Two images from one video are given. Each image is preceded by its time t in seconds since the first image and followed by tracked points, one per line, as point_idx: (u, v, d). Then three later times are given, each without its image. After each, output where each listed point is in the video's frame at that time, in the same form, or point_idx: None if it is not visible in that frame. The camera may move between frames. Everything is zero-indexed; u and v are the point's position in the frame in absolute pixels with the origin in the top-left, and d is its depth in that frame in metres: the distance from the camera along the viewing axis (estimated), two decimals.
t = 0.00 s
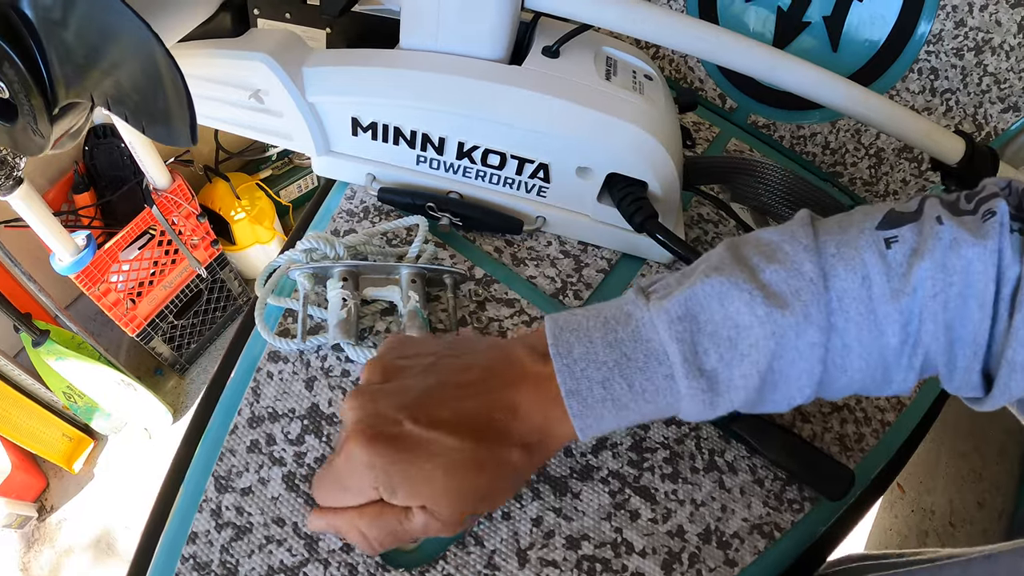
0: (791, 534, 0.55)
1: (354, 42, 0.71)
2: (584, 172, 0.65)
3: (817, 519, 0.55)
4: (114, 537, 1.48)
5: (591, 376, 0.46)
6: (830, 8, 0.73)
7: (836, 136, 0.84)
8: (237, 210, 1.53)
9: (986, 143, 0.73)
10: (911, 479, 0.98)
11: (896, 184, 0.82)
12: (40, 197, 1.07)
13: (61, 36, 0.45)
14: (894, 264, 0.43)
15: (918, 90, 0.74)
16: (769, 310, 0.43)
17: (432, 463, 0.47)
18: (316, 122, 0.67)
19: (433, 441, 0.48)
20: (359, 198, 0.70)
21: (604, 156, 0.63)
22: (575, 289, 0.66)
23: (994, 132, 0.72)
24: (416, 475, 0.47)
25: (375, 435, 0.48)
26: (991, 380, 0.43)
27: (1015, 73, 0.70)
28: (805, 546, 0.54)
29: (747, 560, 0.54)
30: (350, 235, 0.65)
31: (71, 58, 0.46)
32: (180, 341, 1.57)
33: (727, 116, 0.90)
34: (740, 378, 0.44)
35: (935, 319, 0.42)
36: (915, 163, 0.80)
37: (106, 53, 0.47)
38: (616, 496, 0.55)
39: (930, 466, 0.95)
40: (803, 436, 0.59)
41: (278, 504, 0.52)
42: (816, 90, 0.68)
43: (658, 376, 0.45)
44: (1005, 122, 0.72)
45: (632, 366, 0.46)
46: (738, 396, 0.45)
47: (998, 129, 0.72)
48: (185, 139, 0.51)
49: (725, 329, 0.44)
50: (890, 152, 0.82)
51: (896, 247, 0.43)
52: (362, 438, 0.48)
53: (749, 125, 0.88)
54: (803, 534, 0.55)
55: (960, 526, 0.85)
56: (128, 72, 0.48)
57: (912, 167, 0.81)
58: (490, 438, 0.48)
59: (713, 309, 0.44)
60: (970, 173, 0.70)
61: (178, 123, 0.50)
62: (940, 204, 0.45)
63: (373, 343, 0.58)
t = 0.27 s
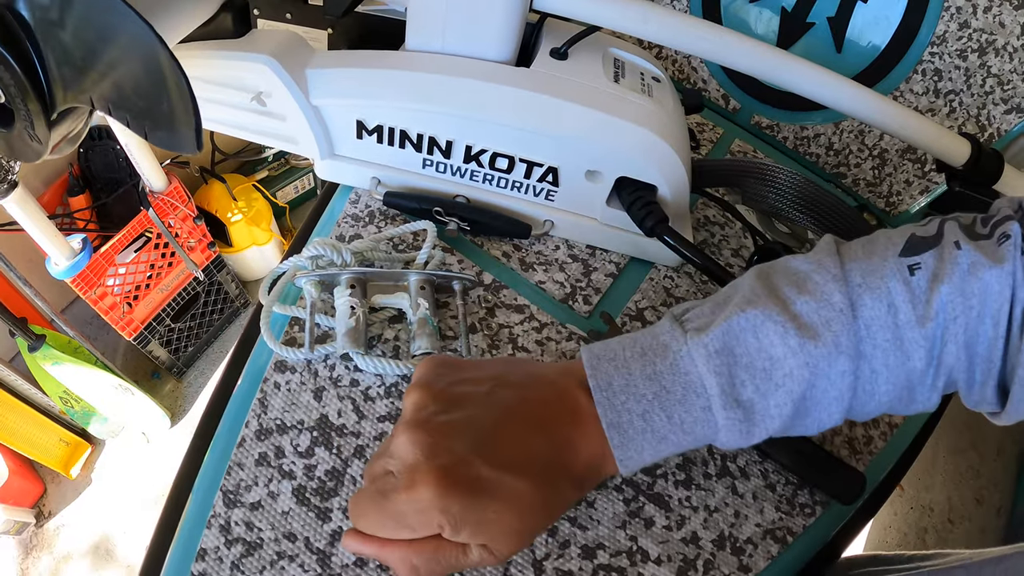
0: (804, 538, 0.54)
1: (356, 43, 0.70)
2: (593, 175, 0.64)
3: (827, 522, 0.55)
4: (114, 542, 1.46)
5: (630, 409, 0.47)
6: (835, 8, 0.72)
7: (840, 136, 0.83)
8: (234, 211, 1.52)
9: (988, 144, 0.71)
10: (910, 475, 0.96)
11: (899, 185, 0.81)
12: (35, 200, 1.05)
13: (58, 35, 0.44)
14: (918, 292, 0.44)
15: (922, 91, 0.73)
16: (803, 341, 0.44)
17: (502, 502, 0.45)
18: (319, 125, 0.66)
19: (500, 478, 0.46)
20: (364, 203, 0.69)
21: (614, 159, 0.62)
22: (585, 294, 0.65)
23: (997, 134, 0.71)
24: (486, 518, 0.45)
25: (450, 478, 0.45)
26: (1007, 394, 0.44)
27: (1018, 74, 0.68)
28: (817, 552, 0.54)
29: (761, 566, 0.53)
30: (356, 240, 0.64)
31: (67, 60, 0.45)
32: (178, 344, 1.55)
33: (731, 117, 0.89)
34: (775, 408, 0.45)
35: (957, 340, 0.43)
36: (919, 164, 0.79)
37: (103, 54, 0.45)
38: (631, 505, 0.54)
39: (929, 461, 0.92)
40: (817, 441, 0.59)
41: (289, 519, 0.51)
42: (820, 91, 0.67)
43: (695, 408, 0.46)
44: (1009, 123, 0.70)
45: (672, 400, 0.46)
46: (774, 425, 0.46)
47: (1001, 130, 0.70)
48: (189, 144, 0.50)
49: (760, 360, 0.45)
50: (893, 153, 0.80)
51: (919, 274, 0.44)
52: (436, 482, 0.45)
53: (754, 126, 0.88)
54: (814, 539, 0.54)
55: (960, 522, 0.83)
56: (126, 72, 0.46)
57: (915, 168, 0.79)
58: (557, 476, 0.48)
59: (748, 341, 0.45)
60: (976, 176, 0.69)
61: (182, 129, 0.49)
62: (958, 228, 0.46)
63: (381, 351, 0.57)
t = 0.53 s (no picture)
0: (802, 545, 0.54)
1: (349, 49, 0.69)
2: (589, 182, 0.64)
3: (824, 531, 0.54)
4: (112, 545, 1.46)
5: (603, 404, 0.45)
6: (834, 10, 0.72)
7: (838, 139, 0.82)
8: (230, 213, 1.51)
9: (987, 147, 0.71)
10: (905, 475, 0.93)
11: (898, 187, 0.80)
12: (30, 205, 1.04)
13: (43, 52, 0.44)
14: (911, 294, 0.42)
15: (921, 93, 0.72)
16: (784, 339, 0.42)
17: (458, 489, 0.45)
18: (312, 132, 0.65)
19: (455, 465, 0.45)
20: (358, 210, 0.68)
21: (610, 165, 0.61)
22: (581, 302, 0.65)
23: (996, 136, 0.70)
24: (441, 503, 0.45)
25: (401, 462, 0.45)
26: (1008, 411, 0.42)
27: (1018, 76, 0.68)
28: (816, 559, 0.53)
29: None
30: (350, 249, 0.64)
31: (50, 79, 0.45)
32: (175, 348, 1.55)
33: (729, 119, 0.88)
34: (754, 408, 0.44)
35: (954, 350, 0.41)
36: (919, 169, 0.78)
37: (91, 68, 0.45)
38: (628, 515, 0.54)
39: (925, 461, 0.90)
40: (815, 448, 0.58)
41: (284, 532, 0.50)
42: (815, 95, 0.66)
43: (669, 404, 0.45)
44: (1008, 126, 0.70)
45: (645, 395, 0.45)
46: (754, 426, 0.44)
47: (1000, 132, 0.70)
48: (178, 158, 0.49)
49: (738, 357, 0.44)
50: (892, 155, 0.80)
51: (912, 276, 0.42)
52: (385, 467, 0.45)
53: (751, 128, 0.87)
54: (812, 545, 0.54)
55: (957, 522, 0.82)
56: (114, 87, 0.46)
57: (915, 170, 0.79)
58: (520, 465, 0.46)
59: (726, 338, 0.44)
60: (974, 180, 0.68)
61: (170, 144, 0.48)
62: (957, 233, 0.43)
63: (376, 361, 0.57)
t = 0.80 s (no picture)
0: (801, 545, 0.53)
1: (340, 44, 0.68)
2: (585, 177, 0.63)
3: (824, 530, 0.54)
4: (111, 548, 1.45)
5: (616, 432, 0.45)
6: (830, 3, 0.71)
7: (836, 132, 0.81)
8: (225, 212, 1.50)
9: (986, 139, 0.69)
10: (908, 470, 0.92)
11: (896, 181, 0.79)
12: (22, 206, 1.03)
13: (29, 56, 0.43)
14: (924, 302, 0.42)
15: (919, 85, 0.72)
16: (799, 359, 0.42)
17: (474, 536, 0.44)
18: (303, 129, 0.64)
19: (472, 513, 0.45)
20: (351, 207, 0.67)
21: (605, 160, 0.60)
22: (577, 299, 0.64)
23: (995, 129, 0.69)
24: (459, 553, 0.44)
25: (417, 513, 0.44)
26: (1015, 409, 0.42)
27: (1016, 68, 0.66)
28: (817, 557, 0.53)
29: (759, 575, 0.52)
30: (342, 248, 0.63)
31: (37, 81, 0.44)
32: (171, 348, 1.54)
33: (725, 113, 0.88)
34: (772, 429, 0.44)
35: (965, 354, 0.42)
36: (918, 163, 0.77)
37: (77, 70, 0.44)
38: (627, 515, 0.53)
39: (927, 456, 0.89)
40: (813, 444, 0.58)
41: (277, 537, 0.49)
42: (813, 87, 0.65)
43: (684, 430, 0.45)
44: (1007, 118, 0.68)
45: (659, 422, 0.45)
46: (770, 447, 0.44)
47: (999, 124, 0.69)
48: (166, 160, 0.47)
49: (754, 381, 0.43)
50: (890, 148, 0.78)
51: (924, 283, 0.43)
52: (404, 518, 0.43)
53: (747, 122, 0.86)
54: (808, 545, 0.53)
55: (956, 515, 0.80)
56: (98, 89, 0.45)
57: (913, 163, 0.77)
58: (534, 504, 0.47)
59: (743, 360, 0.43)
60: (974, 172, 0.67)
61: (156, 145, 0.47)
62: (966, 234, 0.44)
63: (369, 362, 0.56)
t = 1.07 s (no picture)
0: (815, 539, 0.53)
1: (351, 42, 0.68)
2: (598, 174, 0.63)
3: (839, 523, 0.54)
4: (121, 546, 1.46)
5: (618, 416, 0.46)
6: None
7: (844, 126, 0.81)
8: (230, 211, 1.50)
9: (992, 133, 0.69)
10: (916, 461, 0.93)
11: (904, 175, 0.80)
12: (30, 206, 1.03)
13: (38, 53, 0.43)
14: (911, 296, 0.41)
15: (927, 80, 0.72)
16: (791, 347, 0.42)
17: (489, 517, 0.45)
18: (314, 128, 0.64)
19: (487, 494, 0.45)
20: (363, 206, 0.68)
21: (618, 157, 0.60)
22: (591, 296, 0.64)
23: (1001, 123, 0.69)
24: (477, 532, 0.45)
25: (432, 493, 0.45)
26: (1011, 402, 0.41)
27: None
28: (833, 549, 0.53)
29: (775, 568, 0.52)
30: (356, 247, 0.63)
31: (46, 79, 0.44)
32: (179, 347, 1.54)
33: (733, 108, 0.87)
34: (766, 415, 0.43)
35: (956, 347, 0.40)
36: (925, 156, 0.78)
37: (88, 67, 0.44)
38: (644, 511, 0.53)
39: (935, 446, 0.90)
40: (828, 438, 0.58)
41: (298, 537, 0.50)
42: (822, 83, 0.65)
43: (683, 414, 0.45)
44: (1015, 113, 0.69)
45: (659, 407, 0.45)
46: (766, 434, 0.44)
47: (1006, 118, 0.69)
48: (179, 159, 0.48)
49: (748, 367, 0.43)
50: (898, 143, 0.78)
51: (912, 278, 0.42)
52: (419, 496, 0.45)
53: (755, 116, 0.86)
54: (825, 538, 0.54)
55: (962, 507, 0.81)
56: (109, 87, 0.45)
57: (920, 158, 0.78)
58: (546, 490, 0.47)
59: (736, 348, 0.43)
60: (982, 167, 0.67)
61: (171, 144, 0.48)
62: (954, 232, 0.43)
63: (385, 360, 0.57)
